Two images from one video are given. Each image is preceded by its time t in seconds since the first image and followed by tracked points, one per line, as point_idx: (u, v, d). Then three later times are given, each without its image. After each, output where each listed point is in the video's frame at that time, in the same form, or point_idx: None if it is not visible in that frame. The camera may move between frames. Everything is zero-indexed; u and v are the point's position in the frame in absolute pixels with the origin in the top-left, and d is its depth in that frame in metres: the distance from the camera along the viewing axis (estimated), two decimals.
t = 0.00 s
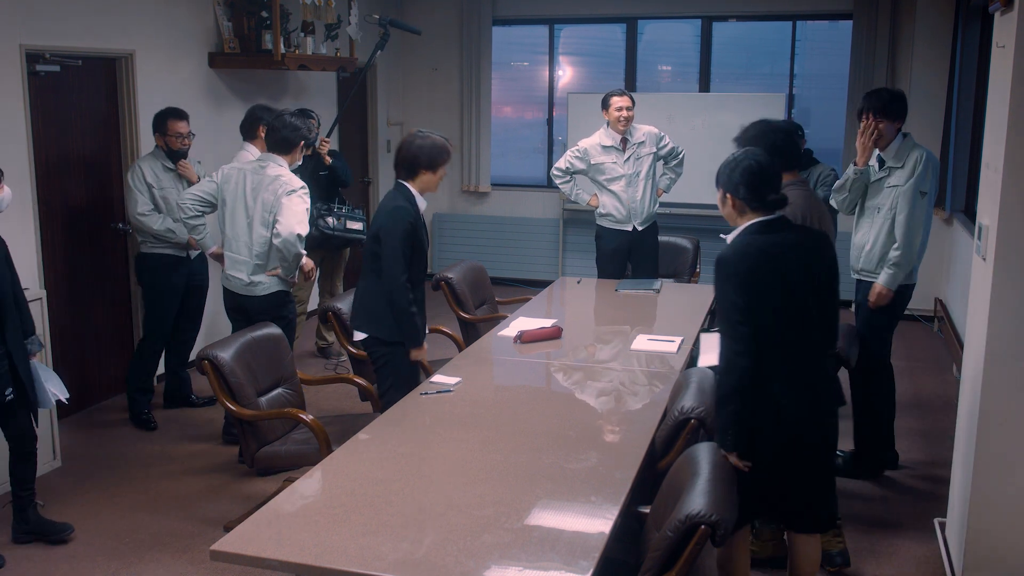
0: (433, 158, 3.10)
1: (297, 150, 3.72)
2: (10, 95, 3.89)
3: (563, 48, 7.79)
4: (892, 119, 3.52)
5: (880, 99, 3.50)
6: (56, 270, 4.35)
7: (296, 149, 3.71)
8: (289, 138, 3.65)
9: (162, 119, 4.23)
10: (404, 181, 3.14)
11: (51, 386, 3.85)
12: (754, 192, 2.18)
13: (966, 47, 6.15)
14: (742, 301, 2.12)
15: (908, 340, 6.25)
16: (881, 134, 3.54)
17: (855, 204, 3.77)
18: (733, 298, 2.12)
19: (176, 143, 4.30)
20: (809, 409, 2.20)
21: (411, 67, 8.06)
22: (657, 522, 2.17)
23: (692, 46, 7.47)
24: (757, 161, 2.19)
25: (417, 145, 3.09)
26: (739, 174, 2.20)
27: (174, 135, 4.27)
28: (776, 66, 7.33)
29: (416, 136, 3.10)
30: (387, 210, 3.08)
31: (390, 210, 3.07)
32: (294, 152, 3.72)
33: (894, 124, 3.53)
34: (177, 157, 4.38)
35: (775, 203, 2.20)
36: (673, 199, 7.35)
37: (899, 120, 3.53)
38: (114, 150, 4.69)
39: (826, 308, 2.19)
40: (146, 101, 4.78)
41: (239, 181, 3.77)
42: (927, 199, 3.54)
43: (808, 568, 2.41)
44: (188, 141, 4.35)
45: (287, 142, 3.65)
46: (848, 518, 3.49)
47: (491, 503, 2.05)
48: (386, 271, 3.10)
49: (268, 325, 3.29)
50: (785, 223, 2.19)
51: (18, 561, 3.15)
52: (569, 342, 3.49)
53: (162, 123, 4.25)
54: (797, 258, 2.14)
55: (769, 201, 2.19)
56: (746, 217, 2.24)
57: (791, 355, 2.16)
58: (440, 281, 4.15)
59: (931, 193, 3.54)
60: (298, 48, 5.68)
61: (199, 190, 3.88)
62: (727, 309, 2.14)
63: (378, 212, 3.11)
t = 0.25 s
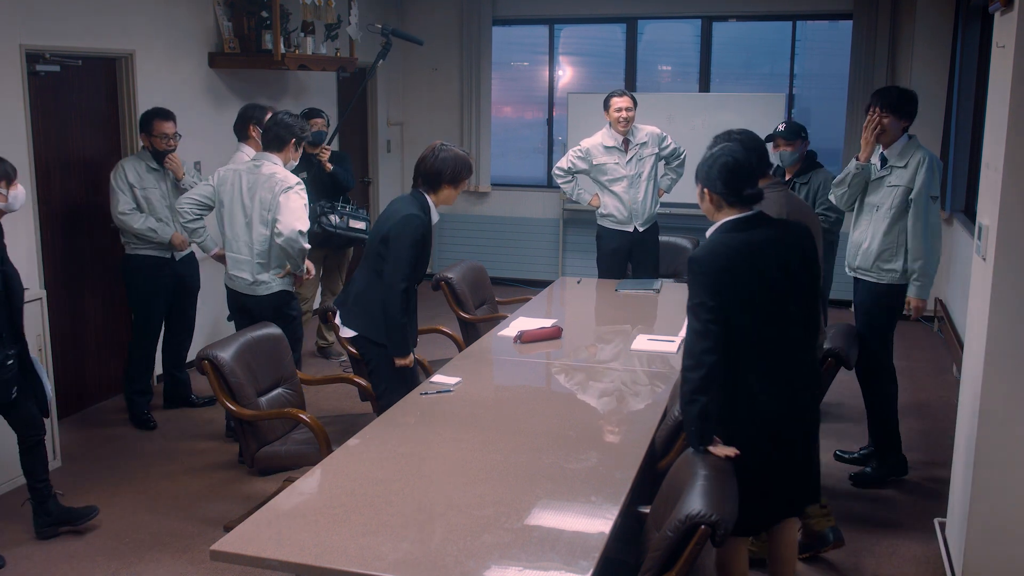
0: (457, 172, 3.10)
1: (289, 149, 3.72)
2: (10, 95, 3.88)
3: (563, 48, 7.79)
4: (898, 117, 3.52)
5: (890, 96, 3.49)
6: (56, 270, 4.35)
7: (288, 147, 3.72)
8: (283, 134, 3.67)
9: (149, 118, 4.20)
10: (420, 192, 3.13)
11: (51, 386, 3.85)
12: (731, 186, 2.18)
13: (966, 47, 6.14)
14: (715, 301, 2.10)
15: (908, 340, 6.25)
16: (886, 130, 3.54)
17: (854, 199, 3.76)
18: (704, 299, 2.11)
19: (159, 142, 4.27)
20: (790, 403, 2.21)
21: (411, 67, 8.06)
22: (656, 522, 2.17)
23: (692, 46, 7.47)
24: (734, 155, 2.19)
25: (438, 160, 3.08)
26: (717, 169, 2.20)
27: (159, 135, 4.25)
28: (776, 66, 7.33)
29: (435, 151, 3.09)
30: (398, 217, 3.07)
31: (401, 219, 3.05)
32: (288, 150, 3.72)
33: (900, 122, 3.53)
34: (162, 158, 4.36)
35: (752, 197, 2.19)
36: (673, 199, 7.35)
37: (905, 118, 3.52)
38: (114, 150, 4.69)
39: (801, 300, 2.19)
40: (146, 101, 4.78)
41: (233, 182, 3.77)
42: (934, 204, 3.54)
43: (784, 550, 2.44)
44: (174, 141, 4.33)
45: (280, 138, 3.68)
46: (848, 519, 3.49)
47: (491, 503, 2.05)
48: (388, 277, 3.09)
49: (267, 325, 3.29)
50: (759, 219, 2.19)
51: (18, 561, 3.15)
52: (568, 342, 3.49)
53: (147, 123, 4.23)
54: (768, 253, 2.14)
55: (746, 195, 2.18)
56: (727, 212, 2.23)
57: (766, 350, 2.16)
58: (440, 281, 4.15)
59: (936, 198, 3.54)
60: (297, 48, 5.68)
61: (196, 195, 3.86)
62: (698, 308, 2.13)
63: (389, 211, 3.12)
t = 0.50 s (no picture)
0: (436, 155, 3.11)
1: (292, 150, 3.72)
2: (10, 96, 3.88)
3: (563, 48, 7.79)
4: (897, 118, 3.53)
5: (890, 97, 3.53)
6: (56, 270, 4.36)
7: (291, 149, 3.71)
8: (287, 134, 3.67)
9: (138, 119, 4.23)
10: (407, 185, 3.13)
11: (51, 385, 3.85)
12: (720, 187, 2.19)
13: (966, 47, 6.14)
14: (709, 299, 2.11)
15: (908, 340, 6.25)
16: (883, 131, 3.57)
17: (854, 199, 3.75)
18: (699, 297, 2.12)
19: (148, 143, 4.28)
20: (784, 403, 2.22)
21: (411, 67, 8.06)
22: (656, 522, 2.17)
23: (692, 46, 7.47)
24: (721, 156, 2.19)
25: (416, 148, 3.10)
26: (705, 170, 2.20)
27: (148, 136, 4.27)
28: (776, 66, 7.33)
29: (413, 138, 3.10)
30: (391, 211, 3.09)
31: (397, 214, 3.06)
32: (291, 150, 3.72)
33: (899, 123, 3.54)
34: (153, 156, 4.33)
35: (740, 196, 2.20)
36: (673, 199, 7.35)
37: (904, 120, 3.53)
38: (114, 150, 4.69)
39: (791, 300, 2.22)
40: (146, 101, 4.78)
41: (238, 179, 3.79)
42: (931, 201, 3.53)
43: (776, 548, 2.45)
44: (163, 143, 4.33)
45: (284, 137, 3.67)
46: (848, 518, 3.49)
47: (491, 503, 2.05)
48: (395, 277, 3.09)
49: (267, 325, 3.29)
50: (747, 218, 2.20)
51: (18, 561, 3.15)
52: (569, 342, 3.49)
53: (137, 123, 4.25)
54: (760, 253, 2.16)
55: (735, 194, 2.20)
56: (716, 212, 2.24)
57: (759, 350, 2.18)
58: (440, 281, 4.15)
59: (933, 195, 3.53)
60: (297, 48, 5.68)
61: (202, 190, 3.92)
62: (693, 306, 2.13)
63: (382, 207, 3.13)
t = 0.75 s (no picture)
0: (425, 149, 3.14)
1: (306, 154, 3.68)
2: (10, 96, 3.88)
3: (563, 48, 7.79)
4: (899, 121, 3.53)
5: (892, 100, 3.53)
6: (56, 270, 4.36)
7: (304, 152, 3.67)
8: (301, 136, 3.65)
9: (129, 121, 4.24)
10: (393, 179, 3.14)
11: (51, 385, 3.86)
12: (708, 186, 2.19)
13: (966, 47, 6.14)
14: (695, 297, 2.14)
15: (908, 340, 6.25)
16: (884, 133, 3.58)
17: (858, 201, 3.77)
18: (687, 294, 2.14)
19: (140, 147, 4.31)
20: (779, 400, 2.23)
21: (411, 67, 8.06)
22: (656, 522, 2.17)
23: (692, 46, 7.47)
24: (709, 155, 2.19)
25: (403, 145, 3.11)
26: (693, 168, 2.20)
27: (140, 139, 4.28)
28: (776, 66, 7.33)
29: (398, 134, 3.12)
30: (383, 207, 3.09)
31: (391, 209, 3.07)
32: (304, 153, 3.68)
33: (901, 126, 3.53)
34: (146, 157, 4.33)
35: (728, 195, 2.20)
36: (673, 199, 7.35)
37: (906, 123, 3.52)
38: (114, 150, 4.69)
39: (785, 297, 2.21)
40: (145, 101, 4.78)
41: (252, 177, 3.78)
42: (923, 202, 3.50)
43: (776, 548, 2.44)
44: (155, 144, 4.34)
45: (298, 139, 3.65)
46: (848, 518, 3.49)
47: (491, 503, 2.05)
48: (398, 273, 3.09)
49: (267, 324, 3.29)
50: (734, 216, 2.20)
51: (18, 561, 3.15)
52: (569, 342, 3.49)
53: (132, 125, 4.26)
54: (747, 251, 2.16)
55: (721, 194, 2.20)
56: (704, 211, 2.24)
57: (749, 346, 2.19)
58: (440, 281, 4.15)
59: (926, 197, 3.50)
60: (298, 48, 5.68)
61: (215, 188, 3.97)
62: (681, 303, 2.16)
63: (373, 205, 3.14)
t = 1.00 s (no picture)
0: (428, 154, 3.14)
1: (325, 159, 3.59)
2: (9, 95, 3.89)
3: (563, 48, 7.79)
4: (904, 120, 3.52)
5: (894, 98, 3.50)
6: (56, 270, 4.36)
7: (324, 157, 3.59)
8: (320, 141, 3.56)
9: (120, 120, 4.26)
10: (397, 180, 3.15)
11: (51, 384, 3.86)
12: (684, 190, 2.19)
13: (966, 47, 6.14)
14: (672, 303, 2.15)
15: (908, 340, 6.25)
16: (889, 132, 3.57)
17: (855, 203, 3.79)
18: (667, 297, 2.16)
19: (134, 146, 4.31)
20: (773, 395, 2.22)
21: (411, 67, 8.06)
22: (656, 522, 2.17)
23: (692, 46, 7.47)
24: (687, 159, 2.19)
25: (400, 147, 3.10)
26: (671, 173, 2.21)
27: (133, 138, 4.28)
28: (776, 66, 7.33)
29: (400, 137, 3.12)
30: (388, 207, 3.10)
31: (398, 209, 3.07)
32: (324, 158, 3.59)
33: (907, 125, 3.52)
34: (140, 156, 4.34)
35: (703, 202, 2.20)
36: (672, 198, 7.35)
37: (910, 121, 3.52)
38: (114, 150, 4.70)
39: (768, 291, 2.21)
40: (145, 100, 4.78)
41: (271, 177, 3.77)
42: (915, 203, 3.51)
43: (772, 546, 2.45)
44: (147, 144, 4.36)
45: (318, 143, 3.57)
46: (848, 518, 3.49)
47: (491, 503, 2.05)
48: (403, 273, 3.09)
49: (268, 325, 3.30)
50: (709, 223, 2.20)
51: (17, 561, 3.15)
52: (569, 342, 3.49)
53: (123, 125, 4.27)
54: (724, 252, 2.16)
55: (699, 199, 2.19)
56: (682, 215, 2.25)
57: (735, 344, 2.18)
58: (440, 281, 4.15)
59: (919, 198, 3.50)
60: (298, 48, 5.68)
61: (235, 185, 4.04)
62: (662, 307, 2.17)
63: (371, 205, 3.16)
